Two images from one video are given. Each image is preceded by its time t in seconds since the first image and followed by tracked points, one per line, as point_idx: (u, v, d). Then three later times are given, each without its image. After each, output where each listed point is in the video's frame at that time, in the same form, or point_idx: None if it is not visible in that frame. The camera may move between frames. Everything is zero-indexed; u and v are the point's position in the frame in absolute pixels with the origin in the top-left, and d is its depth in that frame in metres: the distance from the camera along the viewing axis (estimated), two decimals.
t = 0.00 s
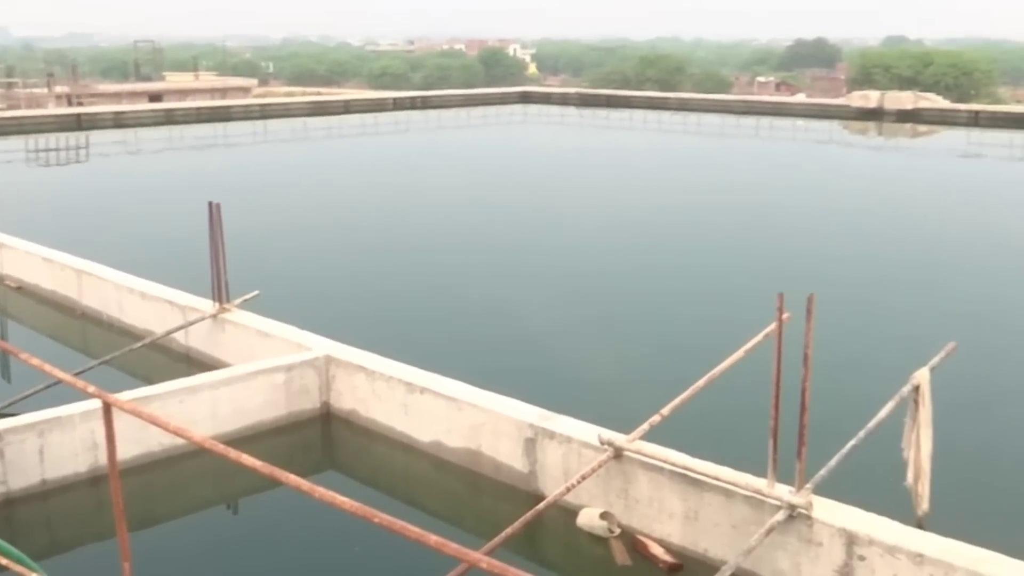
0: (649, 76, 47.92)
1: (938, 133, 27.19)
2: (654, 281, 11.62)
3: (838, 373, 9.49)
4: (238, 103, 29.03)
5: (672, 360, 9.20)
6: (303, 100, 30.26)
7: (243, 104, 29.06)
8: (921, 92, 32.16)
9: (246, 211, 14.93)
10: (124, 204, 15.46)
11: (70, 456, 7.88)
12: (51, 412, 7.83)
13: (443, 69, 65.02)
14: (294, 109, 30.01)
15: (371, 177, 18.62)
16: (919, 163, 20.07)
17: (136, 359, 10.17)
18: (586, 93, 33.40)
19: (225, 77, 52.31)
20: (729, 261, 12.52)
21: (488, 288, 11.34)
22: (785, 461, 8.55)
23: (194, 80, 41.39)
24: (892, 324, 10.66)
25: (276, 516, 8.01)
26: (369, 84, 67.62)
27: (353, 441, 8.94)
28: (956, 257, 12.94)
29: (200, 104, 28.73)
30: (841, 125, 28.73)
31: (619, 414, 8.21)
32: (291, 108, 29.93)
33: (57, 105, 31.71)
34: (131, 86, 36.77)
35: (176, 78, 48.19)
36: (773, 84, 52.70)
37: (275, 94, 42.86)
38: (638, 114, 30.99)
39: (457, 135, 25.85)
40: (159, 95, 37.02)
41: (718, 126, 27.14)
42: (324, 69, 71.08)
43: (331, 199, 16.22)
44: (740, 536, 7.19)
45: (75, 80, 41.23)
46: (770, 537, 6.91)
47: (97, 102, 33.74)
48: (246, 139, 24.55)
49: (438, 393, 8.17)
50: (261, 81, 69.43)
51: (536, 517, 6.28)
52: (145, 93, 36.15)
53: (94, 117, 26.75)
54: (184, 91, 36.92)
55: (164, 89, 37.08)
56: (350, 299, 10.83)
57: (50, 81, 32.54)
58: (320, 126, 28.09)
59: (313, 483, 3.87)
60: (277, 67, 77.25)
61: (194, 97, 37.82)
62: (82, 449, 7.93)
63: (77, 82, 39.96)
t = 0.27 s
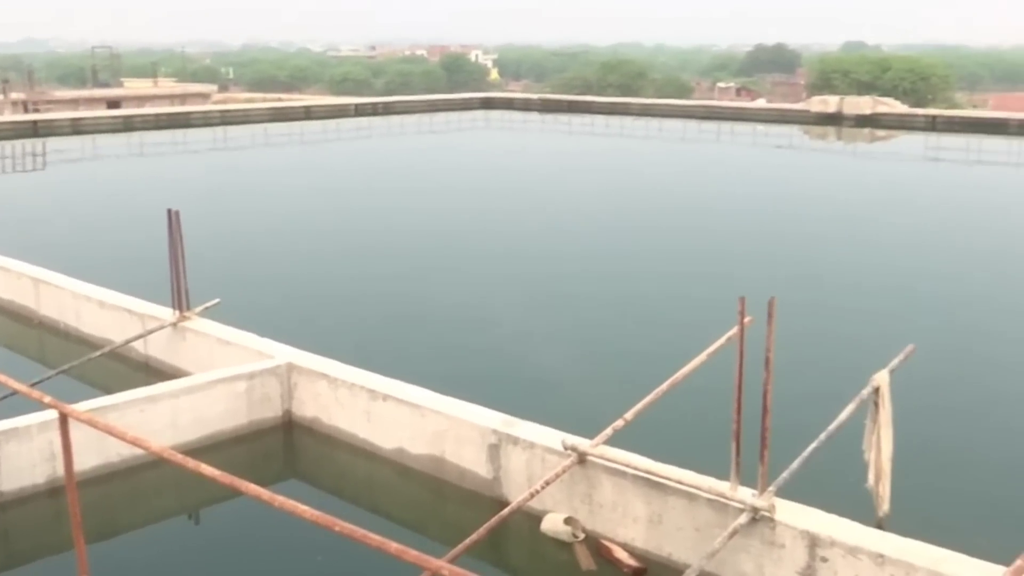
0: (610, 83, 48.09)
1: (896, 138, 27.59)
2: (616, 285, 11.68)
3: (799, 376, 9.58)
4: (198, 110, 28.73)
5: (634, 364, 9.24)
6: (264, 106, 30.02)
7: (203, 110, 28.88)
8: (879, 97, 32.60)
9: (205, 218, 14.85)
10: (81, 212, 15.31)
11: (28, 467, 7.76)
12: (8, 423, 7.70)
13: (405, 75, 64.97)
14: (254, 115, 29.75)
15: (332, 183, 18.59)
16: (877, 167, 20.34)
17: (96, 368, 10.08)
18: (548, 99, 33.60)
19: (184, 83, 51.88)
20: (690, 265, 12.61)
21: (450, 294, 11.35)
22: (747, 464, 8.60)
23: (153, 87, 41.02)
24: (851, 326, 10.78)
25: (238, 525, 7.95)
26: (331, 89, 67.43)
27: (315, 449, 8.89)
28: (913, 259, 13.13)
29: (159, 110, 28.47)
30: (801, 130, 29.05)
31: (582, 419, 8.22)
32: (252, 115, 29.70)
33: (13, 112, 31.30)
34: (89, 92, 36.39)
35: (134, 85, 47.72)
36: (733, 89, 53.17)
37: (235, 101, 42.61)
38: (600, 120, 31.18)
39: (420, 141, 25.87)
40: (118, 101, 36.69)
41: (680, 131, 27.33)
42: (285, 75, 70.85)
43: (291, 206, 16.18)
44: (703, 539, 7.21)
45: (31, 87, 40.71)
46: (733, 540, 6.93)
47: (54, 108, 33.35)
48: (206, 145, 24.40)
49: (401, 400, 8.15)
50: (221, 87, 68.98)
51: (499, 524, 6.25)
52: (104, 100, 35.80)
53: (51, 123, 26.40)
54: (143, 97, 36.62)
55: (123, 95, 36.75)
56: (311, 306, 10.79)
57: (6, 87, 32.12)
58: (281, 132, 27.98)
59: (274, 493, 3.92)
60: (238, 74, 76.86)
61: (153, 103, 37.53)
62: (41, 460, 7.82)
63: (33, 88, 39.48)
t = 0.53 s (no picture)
0: (575, 87, 48.17)
1: (858, 142, 27.84)
2: (582, 290, 11.72)
3: (764, 379, 9.64)
4: (160, 116, 28.47)
5: (601, 368, 9.26)
6: (227, 112, 29.87)
7: (165, 116, 28.60)
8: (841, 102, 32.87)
9: (167, 225, 14.75)
10: (41, 219, 15.14)
11: None
12: None
13: (371, 80, 64.81)
14: (218, 120, 29.62)
15: (296, 189, 18.53)
16: (839, 171, 20.55)
17: (57, 377, 10.00)
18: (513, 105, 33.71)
19: (144, 88, 51.39)
20: (656, 269, 12.68)
21: (416, 299, 11.34)
22: (713, 467, 8.63)
23: (112, 93, 40.59)
24: (815, 329, 10.87)
25: (202, 534, 7.89)
26: (297, 95, 67.13)
27: (281, 457, 8.84)
28: (874, 262, 13.29)
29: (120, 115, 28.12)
30: (765, 134, 29.27)
31: (549, 424, 8.23)
32: (215, 120, 29.55)
33: None
34: (48, 98, 35.96)
35: (93, 90, 47.16)
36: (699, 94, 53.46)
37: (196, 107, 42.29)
38: (565, 125, 31.31)
39: (386, 146, 25.86)
40: (77, 107, 36.30)
41: (646, 136, 27.46)
42: (248, 80, 70.49)
43: (254, 212, 16.12)
44: (671, 542, 7.19)
45: None
46: (700, 543, 6.93)
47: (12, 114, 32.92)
48: (169, 151, 24.22)
49: (367, 407, 8.11)
50: (184, 92, 68.40)
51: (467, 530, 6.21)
52: (63, 106, 35.39)
53: (10, 128, 25.95)
54: (103, 103, 36.27)
55: (83, 101, 36.35)
56: (276, 313, 10.75)
57: None
58: (245, 138, 27.85)
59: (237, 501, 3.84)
60: (202, 79, 76.26)
61: (114, 109, 37.20)
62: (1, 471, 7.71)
63: None
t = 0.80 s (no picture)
0: (541, 91, 48.27)
1: (823, 145, 28.17)
2: (547, 293, 11.76)
3: (730, 380, 9.70)
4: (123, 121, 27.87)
5: (567, 371, 9.30)
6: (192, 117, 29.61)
7: (128, 121, 28.00)
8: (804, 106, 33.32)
9: (130, 231, 14.66)
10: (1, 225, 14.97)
11: None
12: None
13: (336, 85, 64.51)
14: (183, 125, 29.09)
15: (261, 194, 18.48)
16: (803, 174, 20.77)
17: (19, 385, 9.95)
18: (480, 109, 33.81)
19: (106, 93, 50.92)
20: (621, 272, 12.74)
21: (380, 305, 11.33)
22: (679, 470, 8.65)
23: (72, 98, 40.16)
24: (779, 330, 10.97)
25: (167, 543, 7.82)
26: (262, 100, 66.72)
27: (246, 465, 8.79)
28: (836, 264, 13.46)
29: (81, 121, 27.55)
30: (730, 138, 29.50)
31: (516, 428, 8.22)
32: (181, 125, 29.02)
33: None
34: (8, 104, 35.53)
35: (53, 95, 46.63)
36: (665, 98, 53.52)
37: (159, 112, 41.97)
38: (532, 130, 31.43)
39: (353, 151, 25.82)
40: (38, 113, 35.88)
41: (612, 140, 27.62)
42: (213, 85, 70.11)
43: (218, 217, 16.05)
44: (639, 546, 7.10)
45: None
46: (668, 545, 6.89)
47: None
48: (133, 157, 24.03)
49: (333, 413, 8.06)
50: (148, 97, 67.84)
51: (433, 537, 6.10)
52: (23, 111, 34.96)
53: None
54: (64, 109, 35.90)
55: (44, 106, 35.95)
56: (241, 319, 10.70)
57: None
58: (210, 143, 27.71)
59: (198, 509, 4.39)
60: (167, 84, 75.69)
61: (76, 113, 36.84)
62: None
63: None
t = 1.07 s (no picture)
0: (505, 96, 48.34)
1: (786, 148, 28.45)
2: (511, 296, 11.78)
3: (695, 382, 9.76)
4: (84, 126, 27.57)
5: (533, 374, 9.31)
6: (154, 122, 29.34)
7: (89, 126, 27.77)
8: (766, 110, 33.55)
9: (90, 237, 14.53)
10: None
11: None
12: None
13: (299, 90, 64.14)
14: (144, 131, 29.04)
15: (224, 199, 18.38)
16: (765, 177, 20.96)
17: None
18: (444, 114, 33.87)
19: (64, 98, 50.32)
20: (586, 275, 12.79)
21: (344, 310, 11.30)
22: (646, 472, 8.67)
23: (29, 104, 39.66)
24: (743, 332, 11.06)
25: (131, 553, 7.73)
26: (223, 105, 66.19)
27: (211, 473, 8.73)
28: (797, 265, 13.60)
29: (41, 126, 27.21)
30: (694, 141, 29.70)
31: (481, 432, 8.22)
32: (142, 131, 28.96)
33: None
34: None
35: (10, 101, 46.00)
36: (628, 103, 53.74)
37: (118, 117, 41.56)
38: (496, 134, 31.51)
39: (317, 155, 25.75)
40: None
41: (576, 144, 27.72)
42: (175, 90, 69.69)
43: (179, 223, 15.94)
44: (605, 549, 7.09)
45: None
46: (635, 549, 6.90)
47: None
48: (95, 162, 23.79)
49: (298, 419, 8.01)
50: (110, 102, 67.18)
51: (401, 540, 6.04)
52: None
53: None
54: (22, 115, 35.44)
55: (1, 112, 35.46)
56: (203, 325, 10.63)
57: None
58: (172, 148, 27.52)
59: (158, 518, 4.55)
60: (129, 89, 74.97)
61: (34, 118, 36.43)
62: None
63: None
